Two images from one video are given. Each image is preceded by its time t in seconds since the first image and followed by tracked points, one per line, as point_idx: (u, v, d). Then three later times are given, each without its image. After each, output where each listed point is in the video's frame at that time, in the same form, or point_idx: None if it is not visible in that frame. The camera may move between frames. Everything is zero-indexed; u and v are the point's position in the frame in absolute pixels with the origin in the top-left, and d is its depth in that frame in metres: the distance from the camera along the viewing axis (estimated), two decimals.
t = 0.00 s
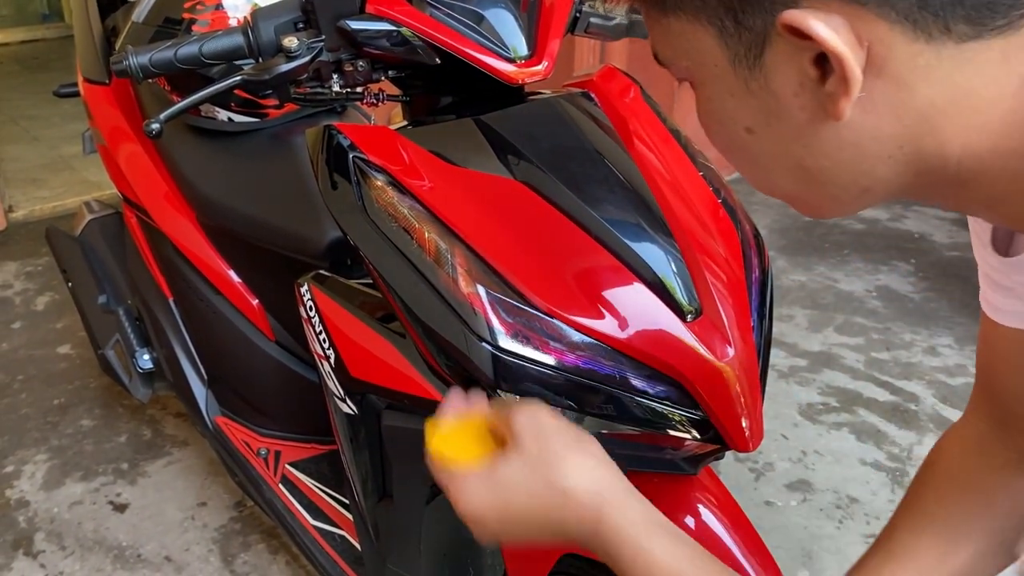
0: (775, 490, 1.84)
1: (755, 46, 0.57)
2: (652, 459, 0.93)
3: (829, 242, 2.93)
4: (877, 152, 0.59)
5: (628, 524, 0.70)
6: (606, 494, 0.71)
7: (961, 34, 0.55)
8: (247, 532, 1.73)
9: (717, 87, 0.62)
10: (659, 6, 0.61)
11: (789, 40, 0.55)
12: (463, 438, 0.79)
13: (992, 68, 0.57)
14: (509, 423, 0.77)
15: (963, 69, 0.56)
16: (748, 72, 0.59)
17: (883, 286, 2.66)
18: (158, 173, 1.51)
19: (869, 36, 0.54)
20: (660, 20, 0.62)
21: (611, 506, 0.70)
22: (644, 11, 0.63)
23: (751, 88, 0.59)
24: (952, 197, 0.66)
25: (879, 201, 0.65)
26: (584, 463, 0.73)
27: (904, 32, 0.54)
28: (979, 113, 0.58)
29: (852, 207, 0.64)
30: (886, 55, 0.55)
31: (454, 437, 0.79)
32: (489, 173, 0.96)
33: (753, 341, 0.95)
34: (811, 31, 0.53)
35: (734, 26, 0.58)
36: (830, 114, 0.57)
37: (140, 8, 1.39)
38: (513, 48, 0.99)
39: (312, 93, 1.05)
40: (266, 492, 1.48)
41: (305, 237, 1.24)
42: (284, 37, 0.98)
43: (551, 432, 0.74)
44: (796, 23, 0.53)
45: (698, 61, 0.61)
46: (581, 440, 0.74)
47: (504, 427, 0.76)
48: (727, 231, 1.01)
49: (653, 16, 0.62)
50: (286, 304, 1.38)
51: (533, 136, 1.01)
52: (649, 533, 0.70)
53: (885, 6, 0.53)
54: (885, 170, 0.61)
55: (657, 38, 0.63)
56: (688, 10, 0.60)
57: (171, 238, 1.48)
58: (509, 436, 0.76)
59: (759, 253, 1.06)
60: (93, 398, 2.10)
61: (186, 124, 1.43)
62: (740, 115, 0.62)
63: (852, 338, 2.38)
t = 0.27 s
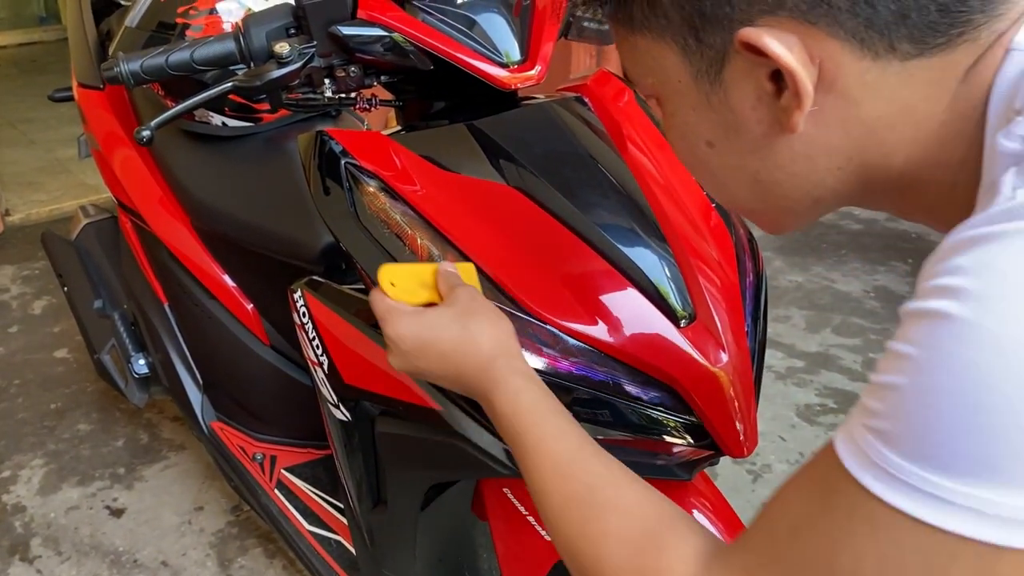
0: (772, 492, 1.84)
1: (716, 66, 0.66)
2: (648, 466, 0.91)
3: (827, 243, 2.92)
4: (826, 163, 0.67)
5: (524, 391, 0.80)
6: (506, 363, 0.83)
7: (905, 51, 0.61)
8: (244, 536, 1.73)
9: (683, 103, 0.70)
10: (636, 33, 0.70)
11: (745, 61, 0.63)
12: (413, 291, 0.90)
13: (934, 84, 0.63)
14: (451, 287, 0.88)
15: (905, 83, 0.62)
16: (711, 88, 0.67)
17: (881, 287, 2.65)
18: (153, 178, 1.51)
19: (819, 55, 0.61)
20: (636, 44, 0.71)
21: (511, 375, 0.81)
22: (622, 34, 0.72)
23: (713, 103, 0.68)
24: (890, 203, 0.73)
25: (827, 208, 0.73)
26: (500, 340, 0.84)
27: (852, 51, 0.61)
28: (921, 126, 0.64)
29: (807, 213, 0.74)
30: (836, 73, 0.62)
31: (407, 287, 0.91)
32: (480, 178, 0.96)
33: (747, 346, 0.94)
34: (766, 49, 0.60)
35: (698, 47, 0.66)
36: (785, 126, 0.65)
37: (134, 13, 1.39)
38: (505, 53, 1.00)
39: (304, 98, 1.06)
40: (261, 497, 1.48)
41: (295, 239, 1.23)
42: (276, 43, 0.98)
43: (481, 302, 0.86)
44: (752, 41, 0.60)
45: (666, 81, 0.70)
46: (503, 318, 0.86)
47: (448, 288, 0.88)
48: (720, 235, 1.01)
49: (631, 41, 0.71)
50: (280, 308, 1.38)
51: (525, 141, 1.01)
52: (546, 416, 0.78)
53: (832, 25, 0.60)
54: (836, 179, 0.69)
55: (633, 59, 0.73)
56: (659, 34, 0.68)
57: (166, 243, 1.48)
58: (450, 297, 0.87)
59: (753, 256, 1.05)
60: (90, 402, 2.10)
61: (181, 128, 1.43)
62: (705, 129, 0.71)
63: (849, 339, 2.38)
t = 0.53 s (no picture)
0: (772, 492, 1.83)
1: (699, 69, 0.66)
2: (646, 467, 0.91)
3: (826, 242, 2.92)
4: (813, 163, 0.67)
5: (506, 363, 0.80)
6: (492, 336, 0.83)
7: (881, 52, 0.61)
8: (242, 539, 1.73)
9: (670, 107, 0.71)
10: (623, 40, 0.71)
11: (726, 63, 0.64)
12: (409, 267, 0.91)
13: (912, 84, 0.63)
14: (447, 264, 0.89)
15: (883, 84, 0.62)
16: (695, 93, 0.68)
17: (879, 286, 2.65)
18: (148, 180, 1.50)
19: (798, 56, 0.61)
20: (624, 50, 0.72)
21: (495, 346, 0.82)
22: (610, 41, 0.73)
23: (698, 106, 0.68)
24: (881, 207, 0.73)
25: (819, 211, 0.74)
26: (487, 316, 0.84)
27: (827, 50, 0.61)
28: (901, 123, 0.64)
29: (799, 214, 0.75)
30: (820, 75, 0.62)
31: (405, 262, 0.91)
32: (475, 180, 0.96)
33: (745, 346, 0.94)
34: (745, 50, 0.60)
35: (682, 52, 0.66)
36: (768, 126, 0.65)
37: (128, 15, 1.38)
38: (500, 54, 1.00)
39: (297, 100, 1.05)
40: (259, 500, 1.48)
41: (291, 241, 1.22)
42: (270, 45, 0.98)
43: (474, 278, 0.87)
44: (731, 42, 0.61)
45: (654, 87, 0.71)
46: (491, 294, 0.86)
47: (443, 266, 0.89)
48: (716, 235, 1.01)
49: (619, 48, 0.72)
50: (276, 310, 1.38)
51: (522, 142, 1.00)
52: (529, 387, 0.78)
53: (809, 26, 0.60)
54: (824, 180, 0.69)
55: (621, 65, 0.73)
56: (644, 40, 0.69)
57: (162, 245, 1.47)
58: (445, 272, 0.88)
59: (751, 258, 1.05)
60: (87, 405, 2.09)
61: (176, 130, 1.42)
62: (693, 133, 0.72)
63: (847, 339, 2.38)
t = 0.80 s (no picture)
0: (771, 492, 1.83)
1: (698, 107, 0.68)
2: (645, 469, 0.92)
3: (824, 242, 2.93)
4: (815, 194, 0.70)
5: (544, 392, 0.80)
6: (530, 363, 0.82)
7: (878, 83, 0.63)
8: (242, 542, 1.73)
9: (671, 144, 0.74)
10: (621, 82, 0.73)
11: (725, 100, 0.66)
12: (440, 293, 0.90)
13: (908, 113, 0.65)
14: (480, 290, 0.88)
15: (881, 115, 0.65)
16: (696, 131, 0.70)
17: (877, 285, 2.65)
18: (146, 184, 1.50)
19: (795, 91, 0.64)
20: (622, 92, 0.74)
21: (535, 375, 0.82)
22: (607, 85, 0.75)
23: (699, 143, 0.71)
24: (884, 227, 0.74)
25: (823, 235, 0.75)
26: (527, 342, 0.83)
27: (826, 84, 0.63)
28: (900, 151, 0.67)
29: (802, 242, 0.77)
30: (815, 106, 0.64)
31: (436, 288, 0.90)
32: (473, 183, 0.97)
33: (743, 348, 0.94)
34: (743, 88, 0.63)
35: (680, 91, 0.69)
36: (768, 159, 0.68)
37: (126, 19, 1.39)
38: (497, 57, 1.00)
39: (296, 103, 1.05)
40: (259, 503, 1.48)
41: (291, 244, 1.22)
42: (268, 49, 0.97)
43: (509, 302, 0.86)
44: (729, 81, 0.63)
45: (654, 125, 0.74)
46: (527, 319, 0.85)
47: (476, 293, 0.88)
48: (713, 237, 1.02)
49: (617, 89, 0.74)
50: (276, 313, 1.38)
51: (520, 145, 1.01)
52: (561, 421, 0.79)
53: (805, 62, 0.63)
54: (827, 208, 0.71)
55: (620, 105, 0.76)
56: (642, 82, 0.71)
57: (161, 249, 1.47)
58: (479, 296, 0.87)
59: (748, 258, 1.05)
60: (86, 408, 2.09)
61: (175, 134, 1.43)
62: (694, 167, 0.74)
63: (846, 338, 2.38)
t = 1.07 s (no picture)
0: (771, 492, 1.83)
1: (706, 154, 0.70)
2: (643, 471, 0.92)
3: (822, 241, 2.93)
4: (825, 232, 0.72)
5: (584, 434, 0.81)
6: (566, 403, 0.82)
7: (884, 125, 0.65)
8: (242, 545, 1.73)
9: (677, 189, 0.75)
10: (625, 129, 0.74)
11: (733, 150, 0.67)
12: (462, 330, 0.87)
13: (913, 152, 0.67)
14: (508, 324, 0.86)
15: (888, 154, 0.67)
16: (705, 179, 0.71)
17: (876, 285, 2.66)
18: (145, 187, 1.50)
19: (803, 136, 0.66)
20: (626, 138, 0.75)
21: (572, 416, 0.82)
22: (611, 132, 0.76)
23: (707, 190, 0.72)
24: (892, 255, 0.76)
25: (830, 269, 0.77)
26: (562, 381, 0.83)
27: (835, 129, 0.65)
28: (908, 188, 0.69)
29: (808, 278, 0.78)
30: (821, 148, 0.66)
31: (457, 325, 0.88)
32: (470, 186, 0.97)
33: (742, 350, 0.94)
34: (751, 140, 0.65)
35: (686, 139, 0.70)
36: (779, 204, 0.69)
37: (122, 23, 1.39)
38: (494, 59, 1.00)
39: (293, 107, 1.05)
40: (258, 505, 1.48)
41: (290, 247, 1.22)
42: (265, 52, 0.98)
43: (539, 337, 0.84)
44: (738, 134, 0.65)
45: (659, 169, 0.75)
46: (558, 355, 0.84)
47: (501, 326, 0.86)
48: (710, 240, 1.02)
49: (621, 135, 0.75)
50: (275, 317, 1.38)
51: (517, 148, 1.00)
52: (603, 461, 0.80)
53: (812, 109, 0.64)
54: (835, 245, 0.73)
55: (624, 150, 0.77)
56: (646, 130, 0.72)
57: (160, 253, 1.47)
58: (508, 332, 0.85)
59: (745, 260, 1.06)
60: (85, 412, 2.09)
61: (173, 138, 1.42)
62: (702, 210, 0.75)
63: (844, 338, 2.38)
